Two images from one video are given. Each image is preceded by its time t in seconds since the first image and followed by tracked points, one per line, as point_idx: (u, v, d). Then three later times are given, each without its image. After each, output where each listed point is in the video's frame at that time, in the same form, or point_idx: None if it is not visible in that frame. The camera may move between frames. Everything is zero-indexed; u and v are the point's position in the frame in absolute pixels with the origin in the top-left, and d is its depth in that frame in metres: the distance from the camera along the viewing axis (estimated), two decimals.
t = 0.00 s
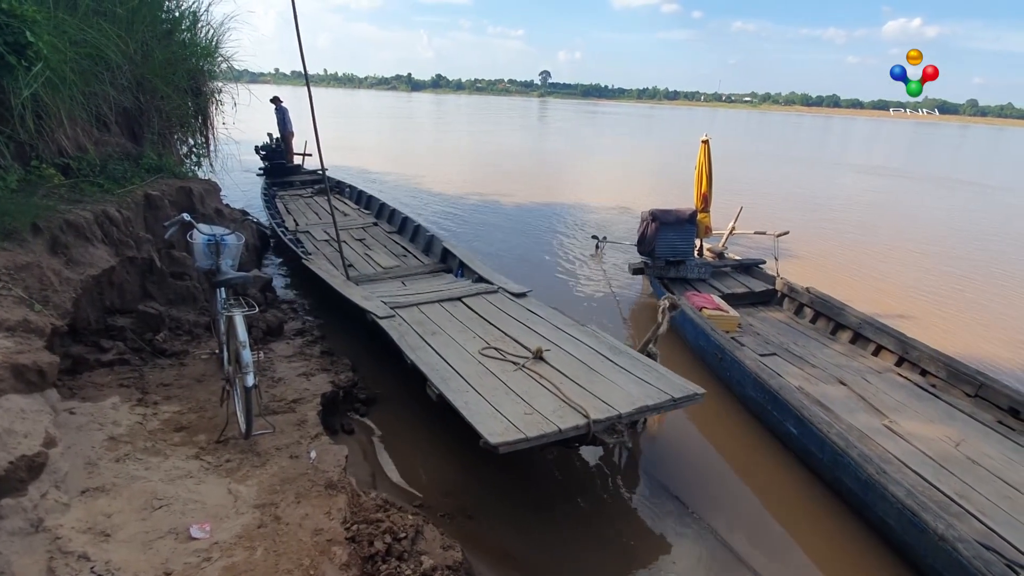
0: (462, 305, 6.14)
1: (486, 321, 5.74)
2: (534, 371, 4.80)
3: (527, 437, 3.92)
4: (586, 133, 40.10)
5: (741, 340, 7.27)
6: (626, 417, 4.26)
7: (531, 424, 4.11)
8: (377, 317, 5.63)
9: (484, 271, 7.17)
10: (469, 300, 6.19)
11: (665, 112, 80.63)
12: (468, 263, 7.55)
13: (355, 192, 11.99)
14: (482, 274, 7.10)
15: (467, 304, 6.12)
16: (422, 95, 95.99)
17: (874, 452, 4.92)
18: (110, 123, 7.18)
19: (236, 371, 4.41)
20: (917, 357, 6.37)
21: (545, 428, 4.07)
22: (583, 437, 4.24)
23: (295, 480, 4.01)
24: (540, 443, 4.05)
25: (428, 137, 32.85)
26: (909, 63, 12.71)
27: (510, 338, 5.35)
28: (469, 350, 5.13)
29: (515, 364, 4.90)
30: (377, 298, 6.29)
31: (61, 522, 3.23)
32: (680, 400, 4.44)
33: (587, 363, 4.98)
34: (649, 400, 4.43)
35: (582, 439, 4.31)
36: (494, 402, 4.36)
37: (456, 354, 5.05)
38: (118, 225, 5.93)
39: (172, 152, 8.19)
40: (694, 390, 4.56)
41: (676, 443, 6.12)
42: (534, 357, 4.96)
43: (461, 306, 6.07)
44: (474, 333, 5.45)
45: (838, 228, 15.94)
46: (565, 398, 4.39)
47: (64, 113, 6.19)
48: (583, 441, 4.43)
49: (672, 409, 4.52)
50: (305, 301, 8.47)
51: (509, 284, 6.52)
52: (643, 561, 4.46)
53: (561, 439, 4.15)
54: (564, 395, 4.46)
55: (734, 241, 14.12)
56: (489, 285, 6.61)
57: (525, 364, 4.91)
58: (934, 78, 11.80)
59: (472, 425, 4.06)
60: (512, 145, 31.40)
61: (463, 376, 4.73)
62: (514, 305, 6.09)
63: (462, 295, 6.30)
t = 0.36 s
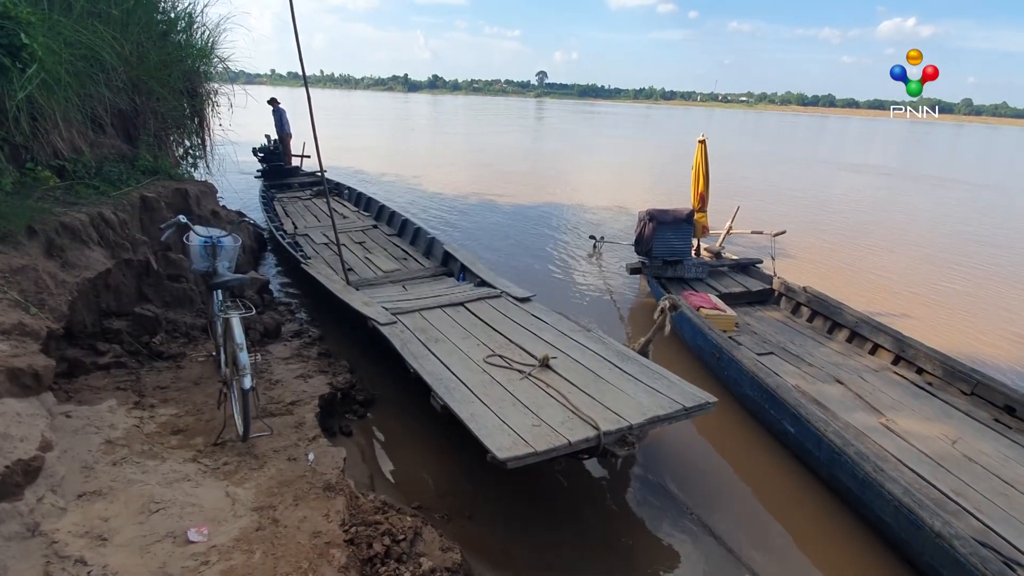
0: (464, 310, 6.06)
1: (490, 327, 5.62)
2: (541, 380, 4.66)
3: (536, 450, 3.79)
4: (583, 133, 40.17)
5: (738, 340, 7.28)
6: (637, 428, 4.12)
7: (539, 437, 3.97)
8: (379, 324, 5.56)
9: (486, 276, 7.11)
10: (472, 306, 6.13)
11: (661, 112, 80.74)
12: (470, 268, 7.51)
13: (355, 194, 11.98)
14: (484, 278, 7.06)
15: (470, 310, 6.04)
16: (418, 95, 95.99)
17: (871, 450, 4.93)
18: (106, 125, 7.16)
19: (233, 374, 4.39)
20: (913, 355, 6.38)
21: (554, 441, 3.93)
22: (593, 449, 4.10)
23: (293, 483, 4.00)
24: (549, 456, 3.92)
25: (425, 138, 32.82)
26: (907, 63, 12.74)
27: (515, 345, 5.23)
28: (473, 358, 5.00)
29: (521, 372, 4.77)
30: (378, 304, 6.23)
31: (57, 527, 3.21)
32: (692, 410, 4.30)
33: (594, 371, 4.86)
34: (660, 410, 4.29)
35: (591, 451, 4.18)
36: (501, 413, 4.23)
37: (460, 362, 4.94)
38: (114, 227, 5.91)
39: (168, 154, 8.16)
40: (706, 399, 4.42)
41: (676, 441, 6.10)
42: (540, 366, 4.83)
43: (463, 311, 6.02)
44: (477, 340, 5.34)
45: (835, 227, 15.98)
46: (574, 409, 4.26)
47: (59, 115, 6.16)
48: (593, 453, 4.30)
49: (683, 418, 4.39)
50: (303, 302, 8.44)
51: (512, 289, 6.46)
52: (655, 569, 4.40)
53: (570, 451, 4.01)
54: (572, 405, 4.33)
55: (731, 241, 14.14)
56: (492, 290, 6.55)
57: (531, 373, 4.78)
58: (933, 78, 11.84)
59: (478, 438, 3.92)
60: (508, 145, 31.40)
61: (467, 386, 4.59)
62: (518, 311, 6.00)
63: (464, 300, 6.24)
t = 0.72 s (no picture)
0: (467, 318, 6.05)
1: (494, 337, 5.57)
2: (547, 394, 4.61)
3: (544, 471, 3.71)
4: (582, 134, 40.18)
5: (736, 342, 7.28)
6: (646, 445, 4.05)
7: (546, 455, 3.90)
8: (381, 333, 5.55)
9: (488, 281, 7.10)
10: (475, 313, 6.12)
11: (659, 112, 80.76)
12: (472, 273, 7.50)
13: (355, 196, 11.98)
14: (486, 283, 7.05)
15: (473, 318, 6.03)
16: (416, 96, 95.98)
17: (868, 453, 4.94)
18: (103, 128, 7.15)
19: (232, 380, 4.39)
20: (911, 357, 6.39)
21: (562, 459, 3.86)
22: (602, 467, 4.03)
23: (293, 489, 3.99)
24: (557, 476, 3.84)
25: (423, 138, 32.78)
26: (907, 63, 12.75)
27: (520, 356, 5.19)
28: (477, 371, 4.94)
29: (526, 385, 4.72)
30: (379, 311, 6.21)
31: (56, 536, 3.20)
32: (703, 425, 4.24)
33: (601, 383, 4.80)
34: (670, 427, 4.23)
35: (600, 468, 4.11)
36: (507, 430, 4.16)
37: (464, 375, 4.88)
38: (112, 231, 5.90)
39: (165, 156, 8.15)
40: (717, 413, 4.37)
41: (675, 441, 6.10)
42: (546, 379, 4.78)
43: (465, 319, 6.01)
44: (482, 351, 5.29)
45: (834, 228, 15.97)
46: (581, 425, 4.20)
47: (55, 119, 6.14)
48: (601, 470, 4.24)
49: (693, 434, 4.33)
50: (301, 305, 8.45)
51: (516, 296, 6.46)
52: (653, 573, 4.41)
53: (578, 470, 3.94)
54: (579, 421, 4.26)
55: (729, 242, 14.15)
56: (494, 296, 6.54)
57: (537, 386, 4.72)
58: (933, 78, 11.85)
59: (484, 456, 3.85)
60: (506, 146, 31.37)
61: (472, 401, 4.53)
62: (522, 319, 5.98)
63: (466, 307, 6.23)
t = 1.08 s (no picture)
0: (472, 338, 6.07)
1: (501, 360, 5.56)
2: (555, 422, 4.58)
3: (555, 508, 3.66)
4: (581, 137, 40.28)
5: (737, 354, 7.29)
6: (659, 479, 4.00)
7: (556, 489, 3.86)
8: (385, 354, 5.56)
9: (493, 298, 7.12)
10: (480, 333, 6.14)
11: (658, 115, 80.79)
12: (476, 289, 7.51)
13: (358, 206, 12.03)
14: (492, 300, 7.06)
15: (479, 338, 6.05)
16: (415, 101, 96.21)
17: (867, 470, 4.95)
18: (105, 142, 7.20)
19: (236, 402, 4.41)
20: (909, 370, 6.39)
21: (573, 494, 3.82)
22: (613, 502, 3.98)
23: (297, 512, 4.01)
24: (568, 513, 3.79)
25: (423, 143, 32.82)
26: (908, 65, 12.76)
27: (527, 381, 5.18)
28: (484, 396, 4.93)
29: (535, 412, 4.70)
30: (383, 330, 6.23)
31: (61, 565, 3.22)
32: (717, 457, 4.20)
33: (611, 410, 4.78)
34: (683, 459, 4.19)
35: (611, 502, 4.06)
36: (516, 462, 4.12)
37: (471, 401, 4.87)
38: (115, 247, 5.93)
39: (166, 167, 8.21)
40: (731, 443, 4.34)
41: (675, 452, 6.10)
42: (555, 406, 4.76)
43: (471, 339, 6.03)
44: (488, 375, 5.28)
45: (835, 231, 15.95)
46: (591, 456, 4.16)
47: (57, 134, 6.18)
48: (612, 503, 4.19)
49: (707, 465, 4.28)
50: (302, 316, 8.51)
51: (522, 315, 6.48)
52: None
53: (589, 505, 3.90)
54: (590, 452, 4.22)
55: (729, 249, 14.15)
56: (500, 315, 6.55)
57: (545, 413, 4.70)
58: (933, 78, 11.85)
59: (493, 491, 3.82)
60: (507, 150, 31.38)
61: (479, 429, 4.51)
62: (529, 340, 5.98)
63: (470, 326, 6.25)
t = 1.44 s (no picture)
0: (493, 361, 6.09)
1: (523, 386, 5.56)
2: (578, 454, 4.55)
3: (580, 552, 3.59)
4: (598, 147, 40.24)
5: (757, 372, 7.19)
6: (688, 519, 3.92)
7: (580, 529, 3.81)
8: (405, 378, 5.61)
9: (513, 317, 7.13)
10: (501, 356, 6.16)
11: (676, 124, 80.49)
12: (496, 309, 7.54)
13: (377, 219, 12.18)
14: (512, 320, 7.08)
15: (500, 361, 6.07)
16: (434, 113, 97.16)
17: (891, 496, 4.84)
18: (134, 160, 7.41)
19: (256, 422, 4.47)
20: (935, 392, 6.24)
21: (598, 534, 3.77)
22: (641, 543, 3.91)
23: (314, 534, 4.05)
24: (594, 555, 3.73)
25: (441, 153, 33.02)
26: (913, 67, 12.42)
27: (550, 409, 5.16)
28: (505, 425, 4.92)
29: (558, 443, 4.67)
30: (402, 351, 6.28)
31: None
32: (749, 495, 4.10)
33: (636, 442, 4.72)
34: (713, 497, 4.10)
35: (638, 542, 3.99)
36: (540, 498, 4.08)
37: (493, 430, 4.86)
38: (142, 264, 6.08)
39: (192, 182, 8.44)
40: (763, 481, 4.23)
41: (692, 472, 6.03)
42: (577, 437, 4.74)
43: (491, 362, 6.06)
44: (510, 402, 5.28)
45: (858, 242, 15.65)
46: (617, 494, 4.10)
47: (89, 156, 6.35)
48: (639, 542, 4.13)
49: (739, 503, 4.19)
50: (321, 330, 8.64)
51: (544, 336, 6.49)
52: None
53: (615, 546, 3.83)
54: (615, 489, 4.16)
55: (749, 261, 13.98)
56: (521, 336, 6.56)
57: (568, 445, 4.67)
58: (931, 78, 11.34)
59: (516, 529, 3.78)
60: (524, 160, 31.43)
61: (501, 460, 4.50)
62: (550, 364, 5.98)
63: (491, 348, 6.27)
